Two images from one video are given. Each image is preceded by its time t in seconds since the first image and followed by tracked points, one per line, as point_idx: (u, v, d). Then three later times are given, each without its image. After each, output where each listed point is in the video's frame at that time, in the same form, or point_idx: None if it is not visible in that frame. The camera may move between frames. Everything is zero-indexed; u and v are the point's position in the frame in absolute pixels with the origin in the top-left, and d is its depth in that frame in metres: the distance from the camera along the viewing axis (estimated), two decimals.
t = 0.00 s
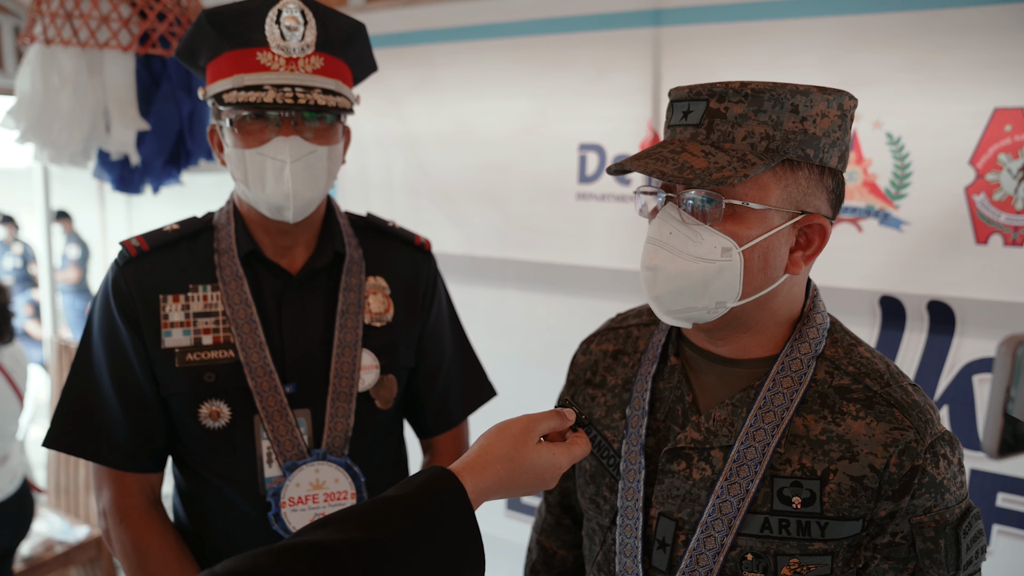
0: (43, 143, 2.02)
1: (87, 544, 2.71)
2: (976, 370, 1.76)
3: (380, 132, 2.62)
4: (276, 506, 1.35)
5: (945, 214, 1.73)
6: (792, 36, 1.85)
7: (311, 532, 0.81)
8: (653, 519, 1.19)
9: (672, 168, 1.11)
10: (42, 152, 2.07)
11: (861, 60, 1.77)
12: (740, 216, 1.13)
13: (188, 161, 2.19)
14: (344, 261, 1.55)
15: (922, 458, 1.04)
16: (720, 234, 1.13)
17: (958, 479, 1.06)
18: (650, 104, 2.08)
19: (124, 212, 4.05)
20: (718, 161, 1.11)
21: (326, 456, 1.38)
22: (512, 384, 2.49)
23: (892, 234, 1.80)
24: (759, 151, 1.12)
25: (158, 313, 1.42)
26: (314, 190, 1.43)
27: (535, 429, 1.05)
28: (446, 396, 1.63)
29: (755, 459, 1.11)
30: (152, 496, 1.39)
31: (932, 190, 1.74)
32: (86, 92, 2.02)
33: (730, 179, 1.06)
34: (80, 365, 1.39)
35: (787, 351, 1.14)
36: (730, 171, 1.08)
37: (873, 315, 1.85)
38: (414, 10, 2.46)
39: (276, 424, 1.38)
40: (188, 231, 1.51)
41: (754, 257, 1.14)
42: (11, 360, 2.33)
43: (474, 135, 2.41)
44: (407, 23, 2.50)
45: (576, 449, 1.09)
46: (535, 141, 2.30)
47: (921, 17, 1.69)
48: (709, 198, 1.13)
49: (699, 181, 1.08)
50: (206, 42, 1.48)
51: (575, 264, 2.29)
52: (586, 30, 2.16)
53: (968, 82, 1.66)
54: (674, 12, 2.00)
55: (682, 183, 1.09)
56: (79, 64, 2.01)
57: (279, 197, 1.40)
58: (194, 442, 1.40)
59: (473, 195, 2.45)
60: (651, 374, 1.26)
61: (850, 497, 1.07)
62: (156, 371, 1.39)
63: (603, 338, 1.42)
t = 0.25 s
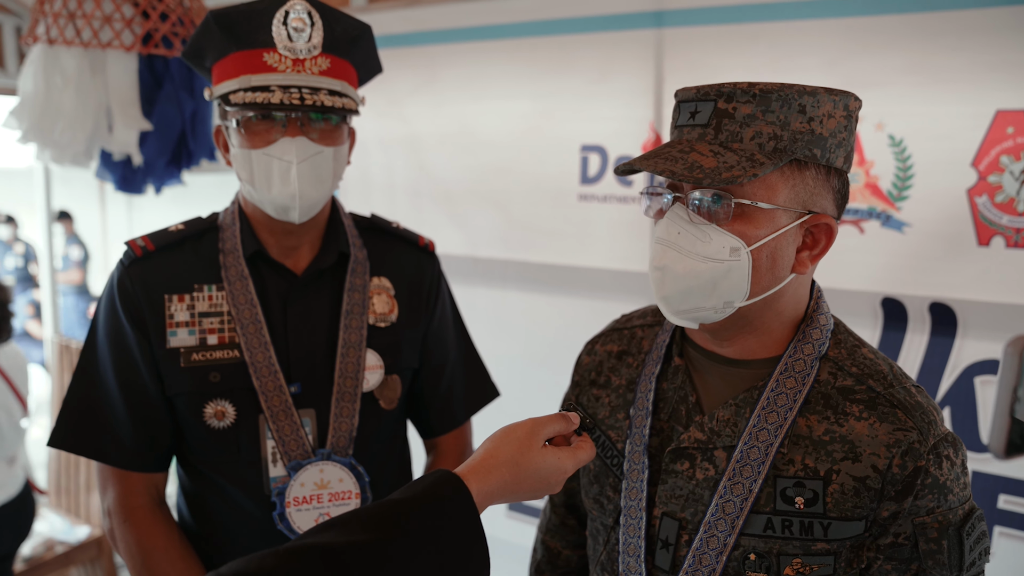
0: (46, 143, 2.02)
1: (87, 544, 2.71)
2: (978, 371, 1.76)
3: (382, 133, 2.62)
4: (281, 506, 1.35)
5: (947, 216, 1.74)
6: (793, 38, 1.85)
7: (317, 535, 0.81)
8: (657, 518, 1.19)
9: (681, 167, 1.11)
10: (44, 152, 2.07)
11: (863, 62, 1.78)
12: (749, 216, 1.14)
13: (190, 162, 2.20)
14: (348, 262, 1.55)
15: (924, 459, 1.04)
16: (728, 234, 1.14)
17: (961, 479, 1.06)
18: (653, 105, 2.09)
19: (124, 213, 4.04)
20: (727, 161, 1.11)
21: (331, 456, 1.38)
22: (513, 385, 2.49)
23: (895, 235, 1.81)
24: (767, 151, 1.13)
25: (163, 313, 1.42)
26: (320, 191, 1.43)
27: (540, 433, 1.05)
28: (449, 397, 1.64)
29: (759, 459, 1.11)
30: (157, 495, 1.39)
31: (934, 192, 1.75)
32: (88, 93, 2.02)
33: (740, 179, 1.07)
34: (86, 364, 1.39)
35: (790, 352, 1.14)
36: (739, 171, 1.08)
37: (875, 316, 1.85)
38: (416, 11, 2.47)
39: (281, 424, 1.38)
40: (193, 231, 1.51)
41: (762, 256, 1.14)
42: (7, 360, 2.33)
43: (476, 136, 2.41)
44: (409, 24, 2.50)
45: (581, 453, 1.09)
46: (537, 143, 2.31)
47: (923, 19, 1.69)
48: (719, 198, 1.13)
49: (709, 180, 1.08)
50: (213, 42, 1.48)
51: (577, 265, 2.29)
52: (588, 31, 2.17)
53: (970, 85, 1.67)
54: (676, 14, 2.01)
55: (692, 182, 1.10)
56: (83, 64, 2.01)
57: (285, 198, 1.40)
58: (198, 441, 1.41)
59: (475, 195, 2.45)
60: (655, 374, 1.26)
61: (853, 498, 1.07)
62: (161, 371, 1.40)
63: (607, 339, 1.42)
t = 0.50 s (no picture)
0: (47, 143, 2.02)
1: (87, 544, 2.71)
2: (979, 372, 1.76)
3: (383, 133, 2.63)
4: (284, 505, 1.35)
5: (948, 217, 1.74)
6: (794, 39, 1.85)
7: (319, 538, 0.81)
8: (659, 518, 1.19)
9: (689, 169, 1.12)
10: (45, 152, 2.07)
11: (863, 63, 1.78)
12: (755, 217, 1.14)
13: (191, 162, 2.20)
14: (350, 261, 1.55)
15: (927, 458, 1.04)
16: (734, 235, 1.14)
17: (963, 478, 1.06)
18: (654, 106, 2.09)
19: (124, 213, 4.03)
20: (734, 163, 1.11)
21: (333, 455, 1.38)
22: (514, 386, 2.49)
23: (896, 237, 1.81)
24: (773, 153, 1.13)
25: (166, 312, 1.42)
26: (323, 190, 1.43)
27: (541, 437, 1.05)
28: (451, 397, 1.64)
29: (761, 459, 1.11)
30: (159, 494, 1.39)
31: (935, 193, 1.75)
32: (89, 93, 2.02)
33: (748, 181, 1.07)
34: (88, 363, 1.39)
35: (792, 352, 1.14)
36: (747, 173, 1.09)
37: (876, 317, 1.86)
38: (417, 12, 2.47)
39: (283, 423, 1.38)
40: (195, 230, 1.51)
41: (768, 257, 1.15)
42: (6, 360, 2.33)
43: (478, 137, 2.42)
44: (411, 25, 2.50)
45: (582, 457, 1.10)
46: (538, 143, 2.31)
47: (924, 20, 1.69)
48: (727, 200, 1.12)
49: (718, 182, 1.08)
50: (216, 42, 1.48)
51: (578, 266, 2.29)
52: (589, 32, 2.17)
53: (971, 86, 1.67)
54: (678, 15, 2.01)
55: (700, 184, 1.10)
56: (83, 64, 2.01)
57: (288, 198, 1.40)
58: (200, 441, 1.41)
59: (476, 196, 2.45)
60: (658, 375, 1.26)
61: (856, 497, 1.07)
62: (163, 370, 1.40)
63: (609, 339, 1.42)
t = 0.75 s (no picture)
0: (46, 144, 2.02)
1: (87, 545, 2.70)
2: (978, 373, 1.76)
3: (383, 134, 2.63)
4: (284, 503, 1.35)
5: (946, 217, 1.75)
6: (793, 40, 1.86)
7: (319, 537, 0.81)
8: (660, 518, 1.19)
9: (696, 171, 1.12)
10: (45, 153, 2.06)
11: (862, 63, 1.79)
12: (760, 219, 1.14)
13: (191, 163, 2.20)
14: (351, 262, 1.56)
15: (929, 455, 1.04)
16: (740, 237, 1.14)
17: (964, 475, 1.07)
18: (653, 106, 2.09)
19: (124, 215, 4.03)
20: (740, 165, 1.12)
21: (333, 454, 1.39)
22: (514, 386, 2.49)
23: (895, 237, 1.81)
24: (778, 155, 1.13)
25: (167, 312, 1.43)
26: (323, 192, 1.44)
27: (541, 435, 1.05)
28: (451, 397, 1.64)
29: (762, 458, 1.11)
30: (160, 493, 1.39)
31: (934, 194, 1.75)
32: (89, 94, 2.02)
33: (755, 183, 1.07)
34: (89, 364, 1.39)
35: (792, 351, 1.15)
36: (754, 175, 1.09)
37: (875, 317, 1.86)
38: (417, 13, 2.47)
39: (284, 422, 1.39)
40: (196, 231, 1.52)
41: (772, 258, 1.15)
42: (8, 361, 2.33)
43: (477, 137, 2.42)
44: (410, 26, 2.51)
45: (582, 455, 1.10)
46: (538, 144, 2.31)
47: (923, 21, 1.70)
48: (730, 202, 1.13)
49: (726, 184, 1.09)
50: (217, 44, 1.49)
51: (577, 266, 2.30)
52: (589, 33, 2.17)
53: (969, 86, 1.68)
54: (677, 15, 2.02)
55: (707, 187, 1.10)
56: (83, 65, 2.02)
57: (288, 198, 1.40)
58: (201, 441, 1.41)
59: (476, 197, 2.45)
60: (657, 375, 1.26)
61: (857, 495, 1.08)
62: (165, 370, 1.40)
63: (608, 339, 1.42)
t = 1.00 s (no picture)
0: (45, 145, 2.02)
1: (87, 546, 2.70)
2: (976, 373, 1.77)
3: (382, 135, 2.63)
4: (284, 503, 1.36)
5: (945, 217, 1.75)
6: (791, 40, 1.86)
7: (316, 535, 0.81)
8: (656, 518, 1.20)
9: (709, 172, 1.11)
10: (44, 154, 2.07)
11: (860, 64, 1.79)
12: (767, 219, 1.14)
13: (190, 164, 2.21)
14: (350, 263, 1.56)
15: (923, 455, 1.05)
16: (748, 237, 1.14)
17: (959, 475, 1.07)
18: (652, 107, 2.10)
19: (123, 217, 4.03)
20: (750, 165, 1.11)
21: (333, 455, 1.39)
22: (513, 387, 2.49)
23: (893, 237, 1.82)
24: (785, 156, 1.14)
25: (167, 313, 1.43)
26: (322, 193, 1.44)
27: (540, 433, 1.06)
28: (450, 397, 1.64)
29: (758, 458, 1.11)
30: (160, 493, 1.39)
31: (931, 194, 1.76)
32: (88, 95, 2.02)
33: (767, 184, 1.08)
34: (90, 364, 1.39)
35: (788, 351, 1.15)
36: (764, 175, 1.09)
37: (873, 318, 1.86)
38: (416, 14, 2.48)
39: (284, 422, 1.39)
40: (196, 231, 1.52)
41: (778, 259, 1.15)
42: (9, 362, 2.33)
43: (477, 138, 2.43)
44: (410, 27, 2.51)
45: (581, 452, 1.10)
46: (537, 145, 2.32)
47: (920, 21, 1.70)
48: (737, 202, 1.13)
49: (739, 185, 1.08)
50: (217, 46, 1.50)
51: (577, 267, 2.30)
52: (587, 34, 2.18)
53: (967, 87, 1.68)
54: (675, 16, 2.02)
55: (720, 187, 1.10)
56: (82, 67, 2.01)
57: (287, 199, 1.41)
58: (200, 441, 1.41)
59: (475, 197, 2.46)
60: (654, 375, 1.26)
61: (852, 495, 1.08)
62: (164, 370, 1.40)
63: (605, 339, 1.42)
